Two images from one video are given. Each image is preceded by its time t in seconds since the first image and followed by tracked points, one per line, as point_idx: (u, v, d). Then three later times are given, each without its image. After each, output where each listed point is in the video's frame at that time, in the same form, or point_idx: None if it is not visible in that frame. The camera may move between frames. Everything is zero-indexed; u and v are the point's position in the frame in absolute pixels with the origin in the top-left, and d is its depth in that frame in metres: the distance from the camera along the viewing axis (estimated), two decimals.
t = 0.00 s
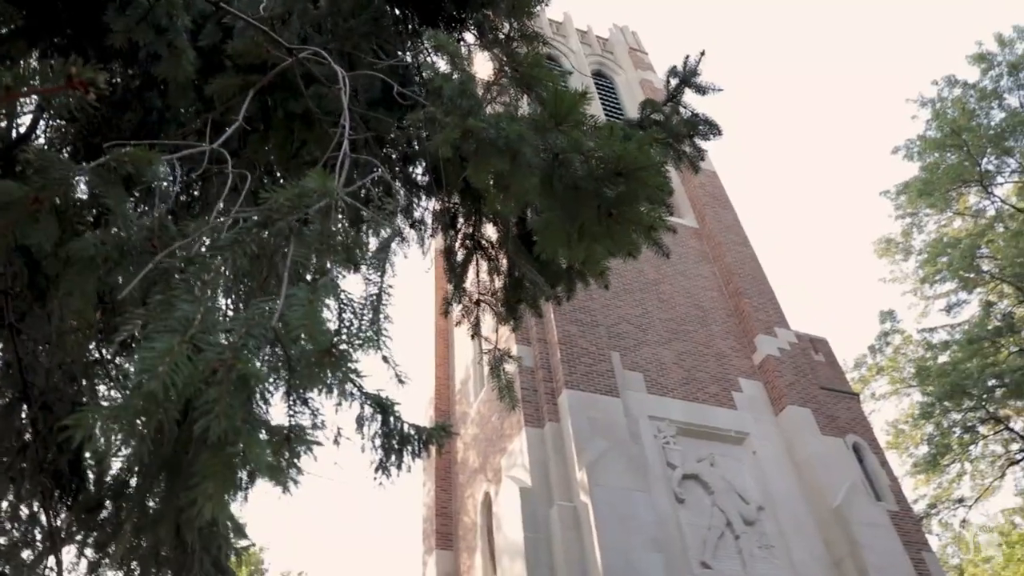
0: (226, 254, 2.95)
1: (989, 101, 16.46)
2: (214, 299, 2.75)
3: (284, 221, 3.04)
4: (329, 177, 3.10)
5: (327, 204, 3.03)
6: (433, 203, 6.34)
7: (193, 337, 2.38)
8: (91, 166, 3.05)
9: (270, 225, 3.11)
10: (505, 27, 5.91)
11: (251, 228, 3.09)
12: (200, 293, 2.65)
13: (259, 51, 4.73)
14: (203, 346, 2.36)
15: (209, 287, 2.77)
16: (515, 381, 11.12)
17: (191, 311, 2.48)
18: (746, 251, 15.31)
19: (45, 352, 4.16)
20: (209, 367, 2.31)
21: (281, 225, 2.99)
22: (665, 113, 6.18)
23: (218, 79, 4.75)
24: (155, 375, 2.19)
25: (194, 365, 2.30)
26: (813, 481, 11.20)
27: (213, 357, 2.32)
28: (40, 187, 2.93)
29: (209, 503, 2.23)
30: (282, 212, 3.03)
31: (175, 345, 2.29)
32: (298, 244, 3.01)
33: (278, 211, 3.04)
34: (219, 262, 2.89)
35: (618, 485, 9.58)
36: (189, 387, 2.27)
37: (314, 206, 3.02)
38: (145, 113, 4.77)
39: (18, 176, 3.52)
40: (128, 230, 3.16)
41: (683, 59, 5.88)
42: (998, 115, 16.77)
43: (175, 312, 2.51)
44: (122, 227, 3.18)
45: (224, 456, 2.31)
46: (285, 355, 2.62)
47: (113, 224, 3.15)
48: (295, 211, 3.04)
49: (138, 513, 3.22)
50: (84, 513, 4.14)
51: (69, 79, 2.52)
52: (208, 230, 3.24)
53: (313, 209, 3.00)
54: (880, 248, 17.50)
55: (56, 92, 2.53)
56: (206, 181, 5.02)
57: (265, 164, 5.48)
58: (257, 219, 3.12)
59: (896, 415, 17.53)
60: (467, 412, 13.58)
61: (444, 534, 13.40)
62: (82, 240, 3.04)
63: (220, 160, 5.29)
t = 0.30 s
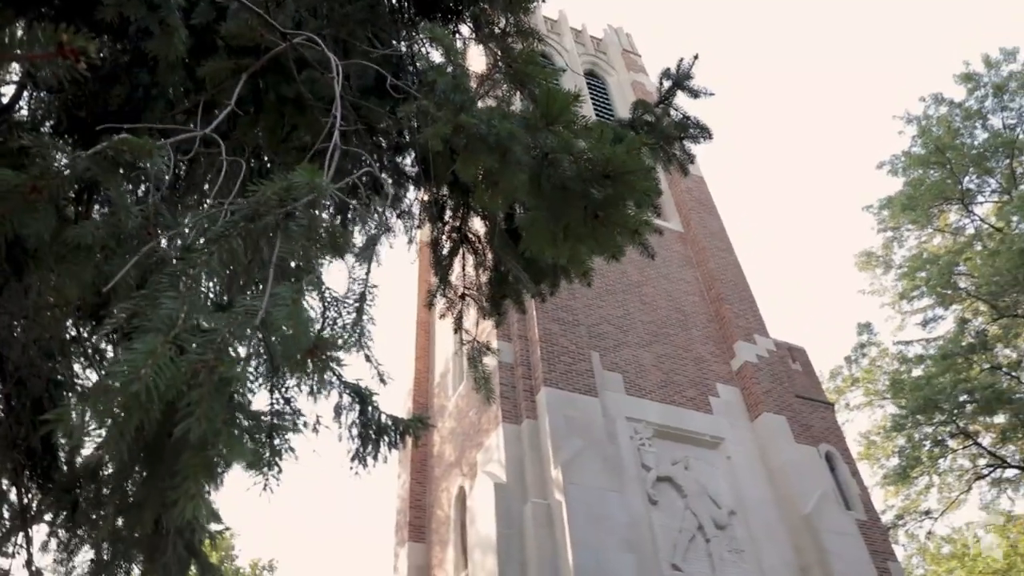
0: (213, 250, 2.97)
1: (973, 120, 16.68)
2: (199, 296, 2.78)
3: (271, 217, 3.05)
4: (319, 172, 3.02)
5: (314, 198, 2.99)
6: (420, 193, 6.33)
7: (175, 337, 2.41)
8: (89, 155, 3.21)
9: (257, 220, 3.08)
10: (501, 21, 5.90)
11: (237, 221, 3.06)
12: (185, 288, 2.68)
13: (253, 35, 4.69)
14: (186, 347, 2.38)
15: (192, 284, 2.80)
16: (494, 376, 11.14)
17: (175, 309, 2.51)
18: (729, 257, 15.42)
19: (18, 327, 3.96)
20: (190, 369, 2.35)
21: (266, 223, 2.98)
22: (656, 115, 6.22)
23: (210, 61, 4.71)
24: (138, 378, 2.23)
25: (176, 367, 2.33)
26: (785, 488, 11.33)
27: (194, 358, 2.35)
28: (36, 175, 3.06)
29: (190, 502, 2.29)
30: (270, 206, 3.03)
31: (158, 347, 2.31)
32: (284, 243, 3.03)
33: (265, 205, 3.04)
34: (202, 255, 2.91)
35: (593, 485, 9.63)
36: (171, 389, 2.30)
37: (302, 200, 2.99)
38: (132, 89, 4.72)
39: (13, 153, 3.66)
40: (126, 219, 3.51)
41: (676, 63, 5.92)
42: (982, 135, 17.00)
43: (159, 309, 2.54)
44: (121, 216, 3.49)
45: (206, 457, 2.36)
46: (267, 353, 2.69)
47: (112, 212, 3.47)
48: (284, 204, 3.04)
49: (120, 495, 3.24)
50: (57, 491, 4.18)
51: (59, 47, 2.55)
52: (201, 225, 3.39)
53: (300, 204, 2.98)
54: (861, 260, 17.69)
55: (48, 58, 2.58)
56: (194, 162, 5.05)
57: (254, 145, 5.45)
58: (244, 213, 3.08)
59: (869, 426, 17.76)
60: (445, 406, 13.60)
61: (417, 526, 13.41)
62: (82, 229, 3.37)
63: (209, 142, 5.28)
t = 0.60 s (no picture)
0: (207, 250, 3.16)
1: (961, 136, 16.86)
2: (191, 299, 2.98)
3: (263, 215, 3.26)
4: (311, 174, 3.28)
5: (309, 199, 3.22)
6: (410, 184, 6.33)
7: (172, 349, 2.59)
8: (76, 143, 3.22)
9: (251, 220, 3.27)
10: (500, 16, 5.91)
11: (232, 223, 3.27)
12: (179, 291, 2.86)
13: (250, 20, 4.66)
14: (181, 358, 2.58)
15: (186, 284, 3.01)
16: (476, 372, 11.16)
17: (170, 317, 2.69)
18: (716, 262, 15.52)
19: None
20: (183, 381, 2.55)
21: (263, 221, 3.20)
22: (649, 116, 6.25)
23: (207, 45, 4.67)
24: (135, 394, 2.39)
25: (171, 379, 2.52)
26: (762, 493, 11.42)
27: (188, 372, 2.55)
28: (23, 162, 3.26)
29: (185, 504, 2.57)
30: (264, 204, 3.25)
31: (155, 361, 2.49)
32: (279, 244, 3.27)
33: (258, 205, 3.24)
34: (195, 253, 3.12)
35: (572, 485, 9.67)
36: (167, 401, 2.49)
37: (293, 199, 3.20)
38: (124, 69, 4.67)
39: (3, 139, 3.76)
40: (110, 212, 3.46)
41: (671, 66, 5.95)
42: (968, 151, 17.19)
43: (154, 315, 2.72)
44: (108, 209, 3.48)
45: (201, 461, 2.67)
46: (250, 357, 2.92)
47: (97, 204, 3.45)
48: (277, 203, 3.29)
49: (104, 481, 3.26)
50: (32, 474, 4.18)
51: (55, 14, 2.31)
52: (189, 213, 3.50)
53: (293, 202, 3.18)
54: (845, 271, 17.86)
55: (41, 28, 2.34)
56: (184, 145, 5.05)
57: (245, 129, 5.44)
58: (239, 214, 3.28)
59: (846, 435, 17.93)
60: (427, 400, 13.60)
61: (394, 519, 13.41)
62: (69, 220, 3.42)
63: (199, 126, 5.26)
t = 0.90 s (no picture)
0: (201, 243, 3.28)
1: (947, 152, 17.03)
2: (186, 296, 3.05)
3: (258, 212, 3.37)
4: (305, 170, 3.39)
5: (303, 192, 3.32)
6: (399, 177, 6.33)
7: (166, 346, 2.66)
8: (61, 122, 3.26)
9: (243, 213, 3.40)
10: (498, 11, 5.90)
11: (225, 216, 3.37)
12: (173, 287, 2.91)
13: (247, 6, 4.64)
14: (176, 356, 2.65)
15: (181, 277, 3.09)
16: (459, 367, 11.16)
17: (163, 314, 2.77)
18: (701, 267, 15.61)
19: None
20: (176, 379, 2.63)
21: (257, 216, 3.31)
22: (642, 119, 6.28)
23: (202, 29, 4.65)
24: (129, 391, 2.47)
25: (165, 376, 2.61)
26: (739, 498, 11.51)
27: (181, 368, 2.64)
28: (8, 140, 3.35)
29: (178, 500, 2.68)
30: (258, 197, 3.35)
31: (149, 358, 2.56)
32: (271, 236, 3.37)
33: (251, 200, 3.35)
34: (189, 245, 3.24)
35: (551, 483, 9.72)
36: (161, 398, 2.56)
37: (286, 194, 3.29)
38: (117, 49, 4.66)
39: None
40: (93, 193, 3.44)
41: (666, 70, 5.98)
42: (954, 167, 17.37)
43: (148, 311, 2.79)
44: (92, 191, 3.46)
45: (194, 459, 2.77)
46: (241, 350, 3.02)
47: (80, 184, 3.43)
48: (270, 198, 3.37)
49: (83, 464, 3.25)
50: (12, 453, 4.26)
51: None
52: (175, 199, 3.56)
53: (287, 197, 3.27)
54: (829, 281, 18.01)
55: None
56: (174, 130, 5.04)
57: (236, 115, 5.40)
58: (232, 208, 3.39)
59: (824, 443, 18.09)
60: (409, 393, 13.59)
61: (372, 511, 13.41)
62: (51, 199, 3.45)
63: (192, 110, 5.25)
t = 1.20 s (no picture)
0: (190, 220, 3.31)
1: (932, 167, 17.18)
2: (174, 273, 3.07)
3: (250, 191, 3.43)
4: (298, 152, 3.46)
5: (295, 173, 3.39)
6: (388, 169, 6.29)
7: (150, 318, 2.68)
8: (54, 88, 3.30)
9: (234, 192, 3.44)
10: (495, 8, 5.91)
11: (216, 195, 3.41)
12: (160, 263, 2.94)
13: None
14: (160, 327, 2.67)
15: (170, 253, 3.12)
16: (441, 361, 11.17)
17: (149, 286, 2.78)
18: (686, 271, 15.69)
19: None
20: (161, 349, 2.65)
21: (248, 195, 3.37)
22: (632, 125, 6.31)
23: (196, 9, 4.57)
24: (113, 359, 2.49)
25: (149, 347, 2.62)
26: (713, 501, 11.62)
27: (165, 340, 2.66)
28: None
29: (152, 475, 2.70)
30: (249, 176, 3.41)
31: (133, 328, 2.58)
32: (262, 216, 3.47)
33: (242, 178, 3.41)
34: (176, 223, 3.25)
35: (528, 479, 9.75)
36: (144, 369, 2.57)
37: (278, 174, 3.37)
38: (112, 25, 4.67)
39: None
40: (82, 162, 3.43)
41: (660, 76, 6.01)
42: (938, 183, 17.55)
43: (134, 282, 2.81)
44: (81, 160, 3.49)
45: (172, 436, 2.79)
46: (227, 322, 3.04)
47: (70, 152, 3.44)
48: (262, 178, 3.44)
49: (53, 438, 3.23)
50: None
51: None
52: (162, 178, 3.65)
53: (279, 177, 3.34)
54: (811, 290, 18.17)
55: None
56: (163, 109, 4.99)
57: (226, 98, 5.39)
58: (222, 185, 3.43)
59: (799, 450, 18.27)
60: (389, 385, 13.58)
61: (347, 501, 13.40)
62: (38, 166, 3.44)
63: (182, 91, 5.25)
